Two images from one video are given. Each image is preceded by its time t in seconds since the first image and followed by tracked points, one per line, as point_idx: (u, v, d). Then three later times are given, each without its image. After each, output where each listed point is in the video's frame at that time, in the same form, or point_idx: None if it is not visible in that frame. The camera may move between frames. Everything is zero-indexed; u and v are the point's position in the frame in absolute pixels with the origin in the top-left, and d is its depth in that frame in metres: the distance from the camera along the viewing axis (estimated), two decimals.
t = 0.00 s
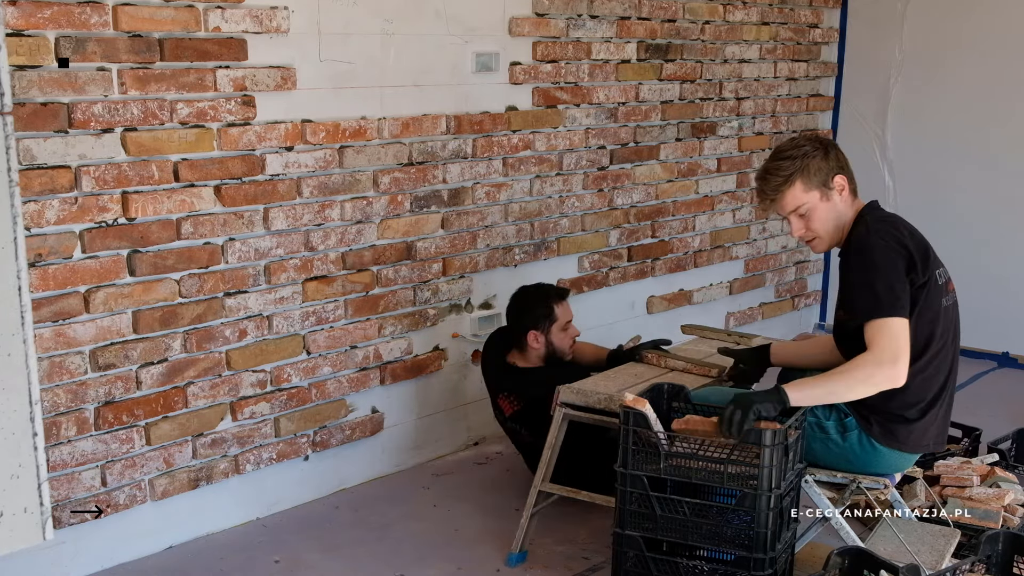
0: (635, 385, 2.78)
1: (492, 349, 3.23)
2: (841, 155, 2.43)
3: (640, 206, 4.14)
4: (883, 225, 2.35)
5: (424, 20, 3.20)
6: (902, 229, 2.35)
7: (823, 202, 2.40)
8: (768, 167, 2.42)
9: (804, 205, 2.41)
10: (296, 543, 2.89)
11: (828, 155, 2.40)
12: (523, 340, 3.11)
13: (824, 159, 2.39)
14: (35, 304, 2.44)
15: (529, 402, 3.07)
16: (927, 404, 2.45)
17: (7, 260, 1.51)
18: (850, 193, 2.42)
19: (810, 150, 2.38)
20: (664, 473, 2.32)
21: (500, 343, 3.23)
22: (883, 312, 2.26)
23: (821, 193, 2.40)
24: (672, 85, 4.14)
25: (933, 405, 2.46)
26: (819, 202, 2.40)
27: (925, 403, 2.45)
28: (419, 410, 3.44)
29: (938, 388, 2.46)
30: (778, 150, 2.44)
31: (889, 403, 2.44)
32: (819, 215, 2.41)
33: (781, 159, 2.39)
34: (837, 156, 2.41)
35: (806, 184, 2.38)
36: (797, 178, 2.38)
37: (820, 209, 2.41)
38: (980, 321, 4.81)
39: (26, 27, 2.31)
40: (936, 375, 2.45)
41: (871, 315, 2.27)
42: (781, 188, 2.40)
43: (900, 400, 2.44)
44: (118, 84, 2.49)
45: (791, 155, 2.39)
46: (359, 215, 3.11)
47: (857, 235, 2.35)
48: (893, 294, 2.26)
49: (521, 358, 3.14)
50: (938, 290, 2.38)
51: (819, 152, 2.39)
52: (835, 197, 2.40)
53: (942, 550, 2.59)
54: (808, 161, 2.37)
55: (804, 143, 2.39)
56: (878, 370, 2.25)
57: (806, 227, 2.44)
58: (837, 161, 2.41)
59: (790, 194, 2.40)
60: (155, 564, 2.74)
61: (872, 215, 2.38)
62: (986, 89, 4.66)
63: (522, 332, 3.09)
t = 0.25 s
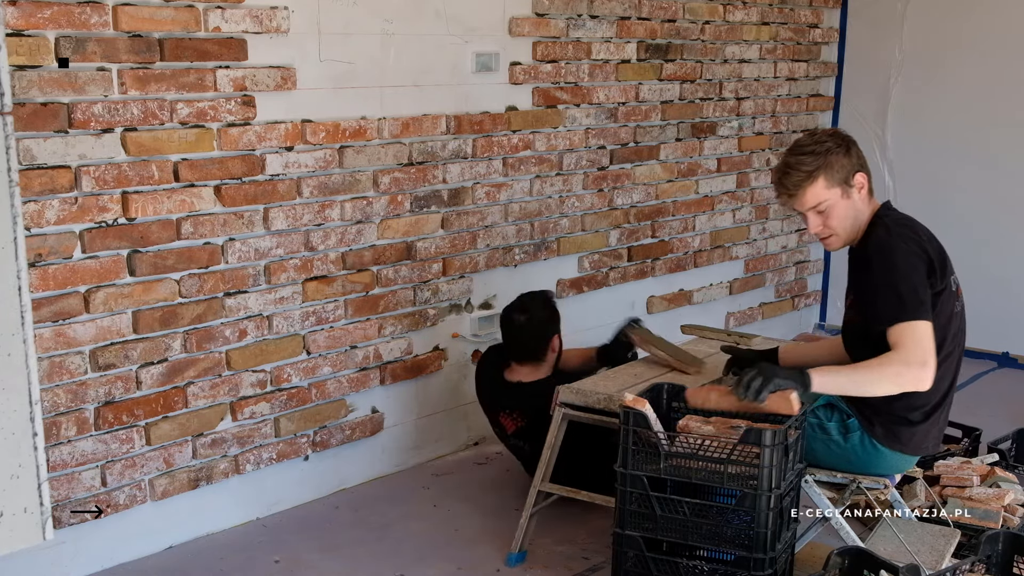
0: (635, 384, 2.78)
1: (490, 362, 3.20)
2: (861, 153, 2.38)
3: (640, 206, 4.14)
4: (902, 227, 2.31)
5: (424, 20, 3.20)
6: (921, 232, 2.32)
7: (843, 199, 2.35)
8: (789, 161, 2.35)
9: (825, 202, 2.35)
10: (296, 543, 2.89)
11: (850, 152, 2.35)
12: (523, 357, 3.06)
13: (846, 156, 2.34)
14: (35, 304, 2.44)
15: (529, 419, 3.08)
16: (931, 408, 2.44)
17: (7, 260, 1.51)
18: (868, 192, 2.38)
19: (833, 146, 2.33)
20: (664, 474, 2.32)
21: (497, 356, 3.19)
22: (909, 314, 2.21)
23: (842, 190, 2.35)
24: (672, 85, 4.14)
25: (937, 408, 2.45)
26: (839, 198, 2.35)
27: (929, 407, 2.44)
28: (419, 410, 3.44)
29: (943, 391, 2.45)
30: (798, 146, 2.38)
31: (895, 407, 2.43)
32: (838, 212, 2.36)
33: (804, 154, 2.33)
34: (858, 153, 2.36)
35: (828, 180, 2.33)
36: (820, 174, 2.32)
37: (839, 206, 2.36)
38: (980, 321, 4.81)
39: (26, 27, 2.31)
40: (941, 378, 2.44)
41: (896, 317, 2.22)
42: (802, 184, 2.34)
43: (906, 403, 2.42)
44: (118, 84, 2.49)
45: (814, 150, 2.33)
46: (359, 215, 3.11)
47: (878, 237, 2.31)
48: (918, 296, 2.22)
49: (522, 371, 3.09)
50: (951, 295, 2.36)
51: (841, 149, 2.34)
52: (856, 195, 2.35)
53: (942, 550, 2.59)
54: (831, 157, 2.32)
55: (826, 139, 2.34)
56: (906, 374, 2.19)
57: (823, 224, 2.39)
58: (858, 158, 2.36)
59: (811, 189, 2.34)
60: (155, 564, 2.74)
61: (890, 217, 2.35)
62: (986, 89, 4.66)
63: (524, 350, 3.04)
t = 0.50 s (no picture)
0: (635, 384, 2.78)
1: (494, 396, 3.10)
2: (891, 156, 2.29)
3: (640, 206, 4.14)
4: (944, 237, 2.25)
5: (424, 20, 3.20)
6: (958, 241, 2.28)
7: (881, 206, 2.25)
8: (824, 173, 2.24)
9: (863, 211, 2.25)
10: (296, 543, 2.89)
11: (883, 156, 2.25)
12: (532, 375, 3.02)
13: (881, 161, 2.24)
14: (35, 304, 2.44)
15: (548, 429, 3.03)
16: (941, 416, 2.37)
17: (7, 260, 1.51)
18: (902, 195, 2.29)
19: (869, 153, 2.23)
20: (664, 474, 2.32)
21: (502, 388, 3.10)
22: (971, 320, 2.13)
23: (879, 197, 2.25)
24: (672, 85, 4.14)
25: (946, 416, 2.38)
26: (878, 205, 2.25)
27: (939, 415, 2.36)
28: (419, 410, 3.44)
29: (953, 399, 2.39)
30: (825, 154, 2.27)
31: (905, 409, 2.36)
32: (876, 219, 2.26)
33: (840, 164, 2.22)
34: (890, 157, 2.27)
35: (866, 188, 2.22)
36: (859, 182, 2.21)
37: (876, 214, 2.26)
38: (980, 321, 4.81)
39: (26, 27, 2.31)
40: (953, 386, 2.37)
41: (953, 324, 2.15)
42: (843, 194, 2.22)
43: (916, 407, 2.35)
44: (118, 84, 2.49)
45: (850, 158, 2.22)
46: (359, 215, 3.11)
47: (920, 245, 2.24)
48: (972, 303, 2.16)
49: (535, 386, 3.03)
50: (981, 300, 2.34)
51: (877, 154, 2.24)
52: (892, 200, 2.26)
53: (942, 550, 2.59)
54: (868, 163, 2.22)
55: (857, 145, 2.24)
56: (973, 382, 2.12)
57: (861, 233, 2.28)
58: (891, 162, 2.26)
59: (850, 200, 2.23)
60: (155, 564, 2.75)
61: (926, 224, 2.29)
62: (987, 90, 4.65)
63: (534, 368, 2.99)
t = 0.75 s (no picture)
0: (635, 385, 2.78)
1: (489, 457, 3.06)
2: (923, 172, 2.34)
3: (640, 206, 4.14)
4: (972, 261, 2.32)
5: (424, 20, 3.20)
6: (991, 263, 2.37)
7: (916, 222, 2.30)
8: (864, 191, 2.26)
9: (901, 228, 2.30)
10: (296, 543, 2.89)
11: (918, 172, 2.30)
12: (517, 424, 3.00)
13: (917, 178, 2.29)
14: (35, 304, 2.44)
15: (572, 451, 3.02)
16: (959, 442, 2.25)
17: (7, 259, 1.51)
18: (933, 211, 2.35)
19: (906, 170, 2.27)
20: (664, 474, 2.32)
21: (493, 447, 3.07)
22: (1005, 342, 2.20)
23: (915, 213, 2.30)
24: (672, 85, 4.14)
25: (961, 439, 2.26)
26: (912, 222, 2.30)
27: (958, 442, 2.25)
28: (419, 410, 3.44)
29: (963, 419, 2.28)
30: (867, 171, 2.29)
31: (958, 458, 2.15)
32: (911, 235, 2.32)
33: (880, 181, 2.26)
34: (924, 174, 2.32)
35: (904, 206, 2.27)
36: (899, 200, 2.26)
37: (913, 230, 2.32)
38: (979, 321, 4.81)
39: (26, 27, 2.31)
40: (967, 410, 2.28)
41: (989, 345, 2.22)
42: (883, 212, 2.26)
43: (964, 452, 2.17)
44: (118, 84, 2.49)
45: (890, 176, 2.26)
46: (359, 215, 3.11)
47: (959, 268, 2.31)
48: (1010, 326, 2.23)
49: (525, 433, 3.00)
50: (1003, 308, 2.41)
51: (914, 172, 2.28)
52: (926, 216, 2.31)
53: (942, 550, 2.60)
54: (907, 181, 2.26)
55: (895, 163, 2.28)
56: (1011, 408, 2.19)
57: (897, 249, 2.33)
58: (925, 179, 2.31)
59: (891, 217, 2.27)
60: (155, 564, 2.75)
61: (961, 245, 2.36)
62: (987, 89, 4.63)
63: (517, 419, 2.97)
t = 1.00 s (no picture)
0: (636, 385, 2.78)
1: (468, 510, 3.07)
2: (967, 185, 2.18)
3: (640, 206, 4.14)
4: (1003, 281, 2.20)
5: (424, 20, 3.20)
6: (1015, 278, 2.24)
7: (956, 238, 2.15)
8: (912, 204, 2.09)
9: (944, 244, 2.14)
10: (296, 543, 2.89)
11: (964, 187, 2.14)
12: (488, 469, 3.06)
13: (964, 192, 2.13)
14: (35, 304, 2.44)
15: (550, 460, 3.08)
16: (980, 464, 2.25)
17: (7, 259, 1.51)
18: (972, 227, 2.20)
19: (953, 183, 2.11)
20: (664, 474, 2.32)
21: (467, 497, 3.08)
22: None
23: (958, 228, 2.14)
24: (672, 85, 4.14)
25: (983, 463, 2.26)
26: (953, 238, 2.15)
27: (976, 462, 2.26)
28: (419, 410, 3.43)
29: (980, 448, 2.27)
30: (913, 184, 2.12)
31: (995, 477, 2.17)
32: (950, 251, 2.16)
33: (928, 195, 2.09)
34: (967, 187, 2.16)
35: (949, 221, 2.11)
36: (946, 215, 2.09)
37: (954, 246, 2.17)
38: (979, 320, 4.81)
39: (26, 27, 2.31)
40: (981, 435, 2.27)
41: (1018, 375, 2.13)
42: (929, 227, 2.09)
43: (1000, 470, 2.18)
44: (118, 84, 2.49)
45: (937, 189, 2.10)
46: (359, 215, 3.11)
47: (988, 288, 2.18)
48: None
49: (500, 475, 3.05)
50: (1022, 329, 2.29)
51: (960, 185, 2.13)
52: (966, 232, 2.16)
53: (942, 550, 2.60)
54: (954, 195, 2.10)
55: (942, 176, 2.12)
56: None
57: (935, 264, 2.17)
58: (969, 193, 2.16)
59: (936, 234, 2.11)
60: (155, 564, 2.75)
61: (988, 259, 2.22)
62: (986, 89, 4.63)
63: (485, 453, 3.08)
